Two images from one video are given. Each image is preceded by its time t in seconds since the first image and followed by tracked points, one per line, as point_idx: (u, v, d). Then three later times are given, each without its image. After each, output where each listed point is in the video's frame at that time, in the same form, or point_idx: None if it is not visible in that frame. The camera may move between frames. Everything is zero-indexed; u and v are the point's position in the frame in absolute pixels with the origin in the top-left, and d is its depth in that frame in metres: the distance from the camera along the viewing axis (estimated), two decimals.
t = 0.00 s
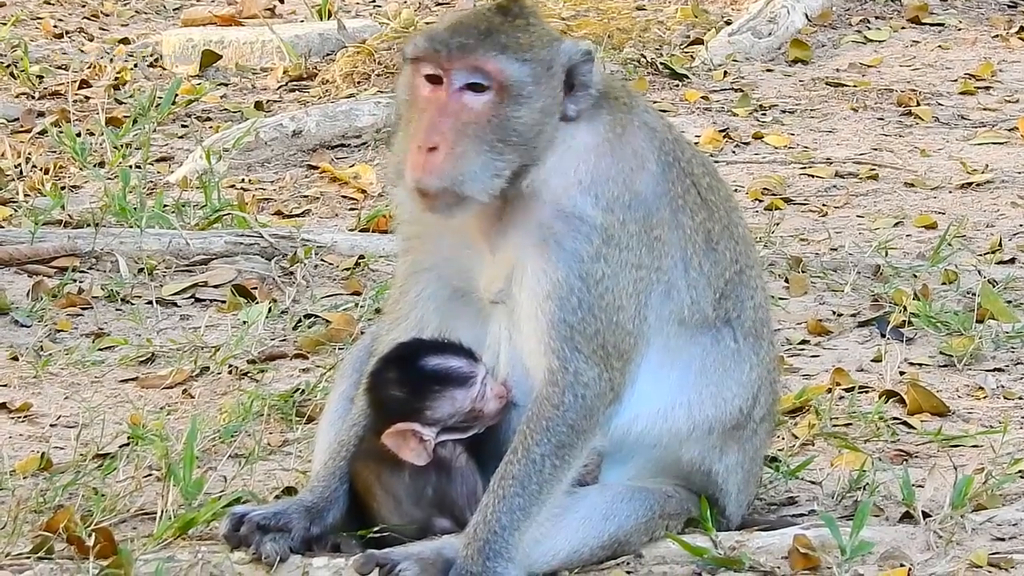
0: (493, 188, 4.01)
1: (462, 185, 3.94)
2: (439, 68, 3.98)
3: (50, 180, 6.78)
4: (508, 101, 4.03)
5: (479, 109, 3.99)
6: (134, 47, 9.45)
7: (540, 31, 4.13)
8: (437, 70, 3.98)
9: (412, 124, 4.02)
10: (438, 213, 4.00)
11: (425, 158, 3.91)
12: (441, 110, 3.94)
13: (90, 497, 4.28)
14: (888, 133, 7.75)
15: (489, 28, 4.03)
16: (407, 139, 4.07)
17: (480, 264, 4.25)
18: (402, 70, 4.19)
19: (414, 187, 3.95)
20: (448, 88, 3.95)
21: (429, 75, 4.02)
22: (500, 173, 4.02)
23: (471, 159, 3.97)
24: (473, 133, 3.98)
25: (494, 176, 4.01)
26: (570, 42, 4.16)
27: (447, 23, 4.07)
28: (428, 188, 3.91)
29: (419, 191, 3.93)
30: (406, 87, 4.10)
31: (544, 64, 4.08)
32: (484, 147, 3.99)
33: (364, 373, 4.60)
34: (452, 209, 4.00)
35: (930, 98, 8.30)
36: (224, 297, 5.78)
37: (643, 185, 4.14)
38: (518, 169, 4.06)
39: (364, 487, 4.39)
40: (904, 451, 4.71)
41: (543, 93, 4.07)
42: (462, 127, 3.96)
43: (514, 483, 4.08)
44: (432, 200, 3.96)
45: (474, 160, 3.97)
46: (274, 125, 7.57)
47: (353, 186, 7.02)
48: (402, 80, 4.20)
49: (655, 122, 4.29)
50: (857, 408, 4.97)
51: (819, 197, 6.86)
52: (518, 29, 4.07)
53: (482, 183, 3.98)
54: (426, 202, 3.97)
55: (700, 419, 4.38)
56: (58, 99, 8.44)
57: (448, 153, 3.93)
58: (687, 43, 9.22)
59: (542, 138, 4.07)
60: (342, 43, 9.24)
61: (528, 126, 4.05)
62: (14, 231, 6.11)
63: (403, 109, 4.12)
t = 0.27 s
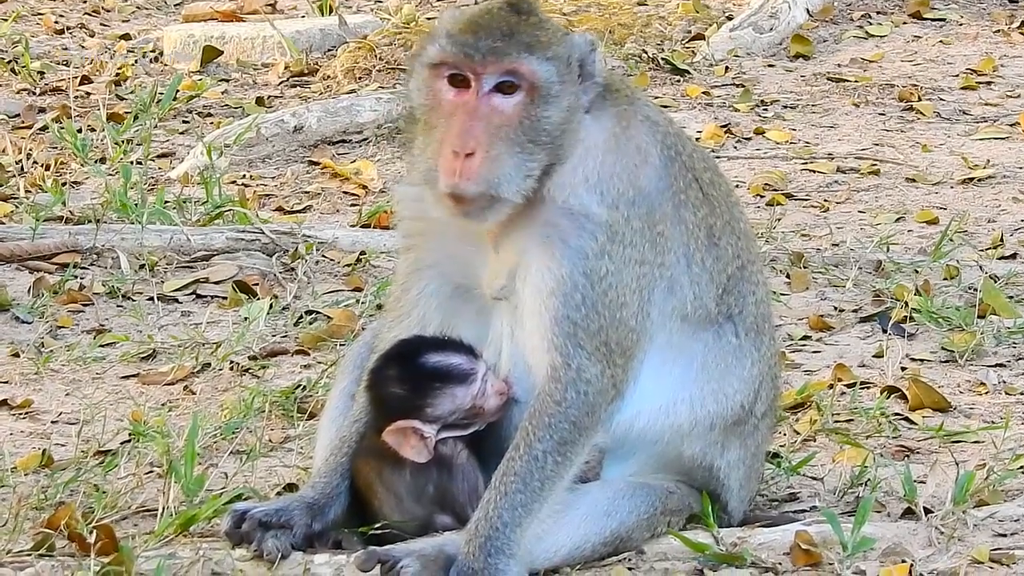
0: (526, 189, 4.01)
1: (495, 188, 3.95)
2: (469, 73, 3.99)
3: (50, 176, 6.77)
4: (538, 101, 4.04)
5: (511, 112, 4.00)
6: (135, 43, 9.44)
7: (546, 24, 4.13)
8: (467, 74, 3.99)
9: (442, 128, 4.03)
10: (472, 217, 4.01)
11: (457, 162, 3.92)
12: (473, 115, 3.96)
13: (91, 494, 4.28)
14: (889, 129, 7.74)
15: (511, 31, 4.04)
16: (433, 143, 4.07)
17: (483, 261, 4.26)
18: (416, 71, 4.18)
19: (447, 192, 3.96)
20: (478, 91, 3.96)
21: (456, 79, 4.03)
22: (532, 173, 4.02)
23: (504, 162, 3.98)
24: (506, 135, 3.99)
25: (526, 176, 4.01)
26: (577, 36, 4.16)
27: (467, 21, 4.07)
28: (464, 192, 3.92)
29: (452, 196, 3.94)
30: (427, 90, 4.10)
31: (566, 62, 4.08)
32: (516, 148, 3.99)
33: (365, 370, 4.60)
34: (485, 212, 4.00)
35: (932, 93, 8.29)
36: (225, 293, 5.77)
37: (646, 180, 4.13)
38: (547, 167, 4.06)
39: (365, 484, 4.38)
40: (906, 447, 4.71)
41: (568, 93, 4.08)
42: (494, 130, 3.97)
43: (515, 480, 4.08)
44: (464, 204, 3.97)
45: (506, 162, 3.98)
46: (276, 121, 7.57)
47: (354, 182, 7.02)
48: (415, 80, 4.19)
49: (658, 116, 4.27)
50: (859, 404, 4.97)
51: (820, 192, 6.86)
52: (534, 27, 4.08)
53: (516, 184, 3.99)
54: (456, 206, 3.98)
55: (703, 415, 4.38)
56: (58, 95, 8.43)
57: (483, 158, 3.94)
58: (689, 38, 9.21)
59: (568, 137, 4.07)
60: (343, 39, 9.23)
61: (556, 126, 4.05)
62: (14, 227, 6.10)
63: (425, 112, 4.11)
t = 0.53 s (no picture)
0: (539, 189, 4.01)
1: (510, 189, 3.96)
2: (479, 75, 4.01)
3: (51, 173, 6.77)
4: (548, 100, 4.06)
5: (522, 112, 4.02)
6: (136, 39, 9.44)
7: (550, 22, 4.14)
8: (477, 76, 4.01)
9: (453, 131, 4.04)
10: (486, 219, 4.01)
11: (471, 165, 3.94)
12: (486, 117, 3.98)
13: (92, 490, 4.28)
14: (890, 125, 7.75)
15: (518, 30, 4.06)
16: (443, 145, 4.08)
17: (485, 259, 4.26)
18: (422, 73, 4.19)
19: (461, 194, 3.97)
20: (488, 92, 3.98)
21: (465, 81, 4.04)
22: (544, 173, 4.03)
23: (517, 163, 3.99)
24: (518, 135, 4.01)
25: (538, 176, 4.01)
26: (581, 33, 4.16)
27: (473, 22, 4.08)
28: (479, 195, 3.93)
29: (467, 199, 3.95)
30: (435, 93, 4.11)
31: (573, 59, 4.09)
32: (528, 148, 4.00)
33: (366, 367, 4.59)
34: (499, 213, 4.00)
35: (933, 90, 8.30)
36: (225, 290, 5.77)
37: (648, 177, 4.14)
38: (560, 165, 4.06)
39: (365, 481, 4.37)
40: (907, 443, 4.71)
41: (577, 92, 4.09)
42: (506, 132, 3.99)
43: (516, 477, 4.08)
44: (478, 206, 3.99)
45: (520, 163, 3.99)
46: (277, 117, 7.56)
47: (355, 179, 7.02)
48: (421, 81, 4.20)
49: (659, 113, 4.27)
50: (860, 400, 4.97)
51: (821, 189, 6.86)
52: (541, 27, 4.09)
53: (530, 184, 3.99)
54: (469, 208, 3.99)
55: (705, 411, 4.38)
56: (59, 91, 8.43)
57: (497, 159, 3.96)
58: (689, 34, 9.22)
59: (578, 135, 4.08)
60: (344, 35, 9.23)
61: (566, 124, 4.06)
62: (15, 224, 6.10)
63: (434, 114, 4.12)
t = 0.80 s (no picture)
0: (545, 186, 4.01)
1: (516, 187, 3.96)
2: (484, 72, 4.00)
3: (51, 169, 6.77)
4: (553, 97, 4.05)
5: (526, 109, 4.02)
6: (136, 35, 9.44)
7: (550, 18, 4.14)
8: (482, 73, 4.00)
9: (458, 128, 4.04)
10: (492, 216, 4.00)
11: (478, 162, 3.93)
12: (492, 115, 3.97)
13: (92, 486, 4.28)
14: (890, 121, 7.75)
15: (521, 26, 4.05)
16: (447, 143, 4.07)
17: (485, 254, 4.26)
18: (425, 70, 4.19)
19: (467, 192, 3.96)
20: (494, 90, 3.98)
21: (470, 79, 4.04)
22: (549, 170, 4.02)
23: (523, 160, 3.99)
24: (523, 133, 4.00)
25: (543, 174, 4.01)
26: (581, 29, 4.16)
27: (476, 18, 4.07)
28: (487, 193, 3.93)
29: (473, 197, 3.95)
30: (437, 90, 4.11)
31: (574, 56, 4.09)
32: (533, 145, 4.00)
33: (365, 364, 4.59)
34: (505, 211, 4.00)
35: (933, 85, 8.29)
36: (226, 286, 5.77)
37: (648, 172, 4.14)
38: (565, 161, 4.06)
39: (365, 477, 4.37)
40: (907, 439, 4.71)
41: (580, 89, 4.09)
42: (511, 129, 3.99)
43: (517, 472, 4.09)
44: (484, 203, 3.98)
45: (525, 161, 3.99)
46: (276, 113, 7.53)
47: (355, 175, 7.03)
48: (422, 78, 4.19)
49: (659, 108, 4.27)
50: (860, 395, 4.97)
51: (822, 184, 6.86)
52: (543, 24, 4.10)
53: (536, 182, 3.99)
54: (475, 206, 3.99)
55: (706, 406, 4.38)
56: (59, 87, 8.43)
57: (504, 157, 3.96)
58: (690, 30, 9.22)
59: (581, 131, 4.08)
60: (344, 31, 9.24)
61: (570, 121, 4.07)
62: (15, 219, 6.10)
63: (437, 111, 4.12)
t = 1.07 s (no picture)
0: (547, 181, 4.01)
1: (518, 182, 3.96)
2: (486, 67, 4.02)
3: (52, 164, 6.77)
4: (553, 92, 4.07)
5: (528, 103, 4.03)
6: (136, 31, 9.44)
7: (550, 14, 4.16)
8: (484, 68, 4.02)
9: (459, 124, 4.05)
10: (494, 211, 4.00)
11: (480, 157, 3.94)
12: (493, 110, 3.99)
13: (92, 481, 4.28)
14: (891, 117, 7.74)
15: (521, 22, 4.08)
16: (448, 138, 4.08)
17: (485, 249, 4.25)
18: (425, 66, 4.20)
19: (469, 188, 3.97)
20: (495, 85, 4.00)
21: (471, 74, 4.06)
22: (550, 165, 4.03)
23: (524, 156, 4.00)
24: (524, 128, 4.02)
25: (545, 169, 4.01)
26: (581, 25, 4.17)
27: (476, 14, 4.09)
28: (489, 187, 3.94)
29: (476, 192, 3.96)
30: (438, 87, 4.12)
31: (574, 51, 4.10)
32: (534, 140, 4.01)
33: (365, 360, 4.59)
34: (507, 206, 4.00)
35: (933, 81, 8.29)
36: (227, 281, 5.78)
37: (649, 167, 4.14)
38: (566, 156, 4.06)
39: (365, 473, 4.38)
40: (907, 435, 4.71)
41: (581, 87, 4.10)
42: (512, 124, 4.01)
43: (517, 468, 4.09)
44: (486, 198, 3.99)
45: (527, 156, 4.00)
46: (277, 108, 7.55)
47: (355, 170, 7.03)
48: (422, 74, 4.20)
49: (659, 104, 4.27)
50: (861, 391, 4.97)
51: (822, 180, 6.86)
52: (543, 19, 4.11)
53: (538, 177, 3.99)
54: (477, 201, 3.99)
55: (706, 401, 4.38)
56: (59, 83, 8.43)
57: (506, 152, 3.97)
58: (690, 26, 9.22)
59: (582, 126, 4.09)
60: (344, 27, 9.24)
61: (570, 116, 4.08)
62: (16, 214, 6.10)
63: (438, 107, 4.13)
